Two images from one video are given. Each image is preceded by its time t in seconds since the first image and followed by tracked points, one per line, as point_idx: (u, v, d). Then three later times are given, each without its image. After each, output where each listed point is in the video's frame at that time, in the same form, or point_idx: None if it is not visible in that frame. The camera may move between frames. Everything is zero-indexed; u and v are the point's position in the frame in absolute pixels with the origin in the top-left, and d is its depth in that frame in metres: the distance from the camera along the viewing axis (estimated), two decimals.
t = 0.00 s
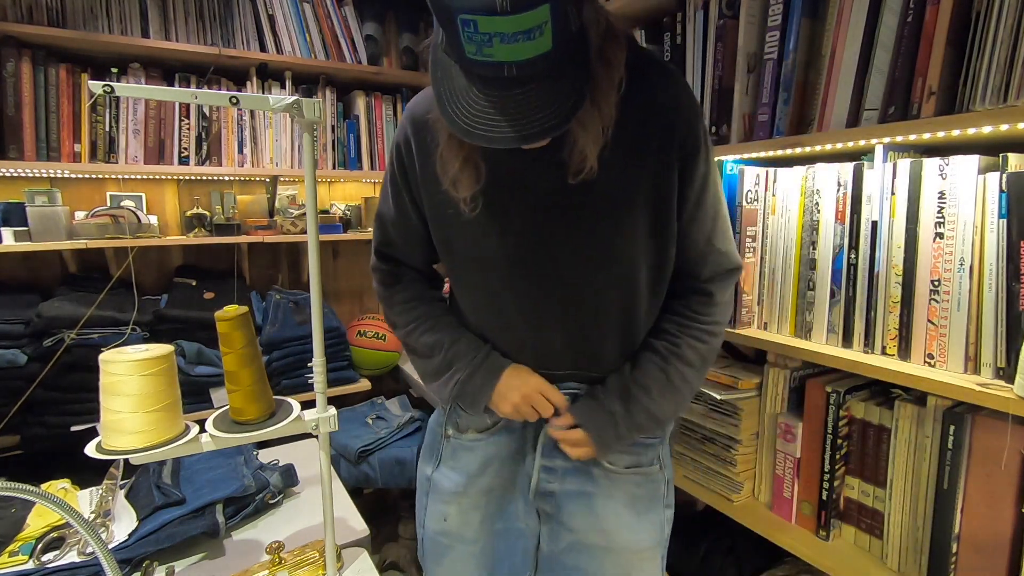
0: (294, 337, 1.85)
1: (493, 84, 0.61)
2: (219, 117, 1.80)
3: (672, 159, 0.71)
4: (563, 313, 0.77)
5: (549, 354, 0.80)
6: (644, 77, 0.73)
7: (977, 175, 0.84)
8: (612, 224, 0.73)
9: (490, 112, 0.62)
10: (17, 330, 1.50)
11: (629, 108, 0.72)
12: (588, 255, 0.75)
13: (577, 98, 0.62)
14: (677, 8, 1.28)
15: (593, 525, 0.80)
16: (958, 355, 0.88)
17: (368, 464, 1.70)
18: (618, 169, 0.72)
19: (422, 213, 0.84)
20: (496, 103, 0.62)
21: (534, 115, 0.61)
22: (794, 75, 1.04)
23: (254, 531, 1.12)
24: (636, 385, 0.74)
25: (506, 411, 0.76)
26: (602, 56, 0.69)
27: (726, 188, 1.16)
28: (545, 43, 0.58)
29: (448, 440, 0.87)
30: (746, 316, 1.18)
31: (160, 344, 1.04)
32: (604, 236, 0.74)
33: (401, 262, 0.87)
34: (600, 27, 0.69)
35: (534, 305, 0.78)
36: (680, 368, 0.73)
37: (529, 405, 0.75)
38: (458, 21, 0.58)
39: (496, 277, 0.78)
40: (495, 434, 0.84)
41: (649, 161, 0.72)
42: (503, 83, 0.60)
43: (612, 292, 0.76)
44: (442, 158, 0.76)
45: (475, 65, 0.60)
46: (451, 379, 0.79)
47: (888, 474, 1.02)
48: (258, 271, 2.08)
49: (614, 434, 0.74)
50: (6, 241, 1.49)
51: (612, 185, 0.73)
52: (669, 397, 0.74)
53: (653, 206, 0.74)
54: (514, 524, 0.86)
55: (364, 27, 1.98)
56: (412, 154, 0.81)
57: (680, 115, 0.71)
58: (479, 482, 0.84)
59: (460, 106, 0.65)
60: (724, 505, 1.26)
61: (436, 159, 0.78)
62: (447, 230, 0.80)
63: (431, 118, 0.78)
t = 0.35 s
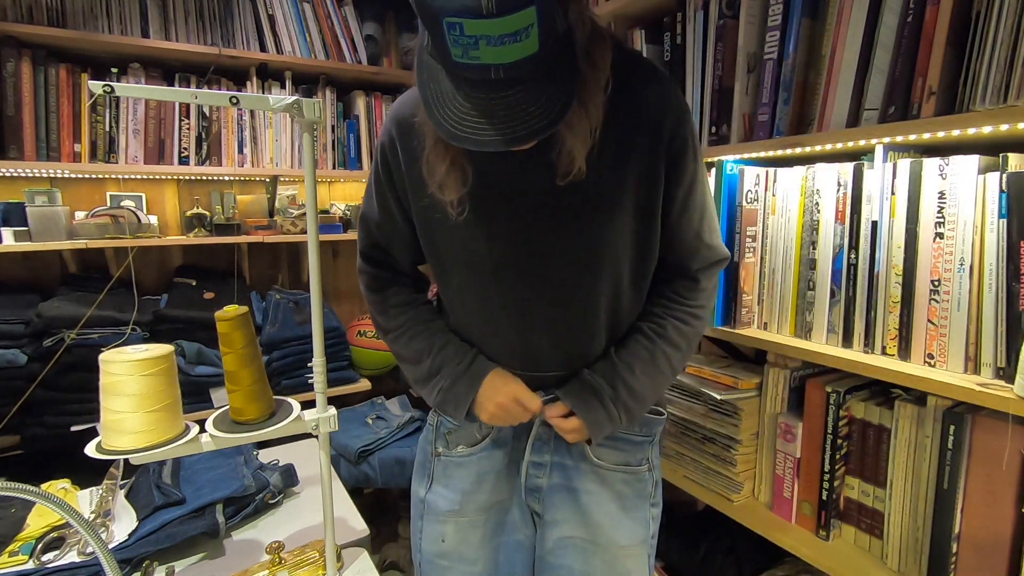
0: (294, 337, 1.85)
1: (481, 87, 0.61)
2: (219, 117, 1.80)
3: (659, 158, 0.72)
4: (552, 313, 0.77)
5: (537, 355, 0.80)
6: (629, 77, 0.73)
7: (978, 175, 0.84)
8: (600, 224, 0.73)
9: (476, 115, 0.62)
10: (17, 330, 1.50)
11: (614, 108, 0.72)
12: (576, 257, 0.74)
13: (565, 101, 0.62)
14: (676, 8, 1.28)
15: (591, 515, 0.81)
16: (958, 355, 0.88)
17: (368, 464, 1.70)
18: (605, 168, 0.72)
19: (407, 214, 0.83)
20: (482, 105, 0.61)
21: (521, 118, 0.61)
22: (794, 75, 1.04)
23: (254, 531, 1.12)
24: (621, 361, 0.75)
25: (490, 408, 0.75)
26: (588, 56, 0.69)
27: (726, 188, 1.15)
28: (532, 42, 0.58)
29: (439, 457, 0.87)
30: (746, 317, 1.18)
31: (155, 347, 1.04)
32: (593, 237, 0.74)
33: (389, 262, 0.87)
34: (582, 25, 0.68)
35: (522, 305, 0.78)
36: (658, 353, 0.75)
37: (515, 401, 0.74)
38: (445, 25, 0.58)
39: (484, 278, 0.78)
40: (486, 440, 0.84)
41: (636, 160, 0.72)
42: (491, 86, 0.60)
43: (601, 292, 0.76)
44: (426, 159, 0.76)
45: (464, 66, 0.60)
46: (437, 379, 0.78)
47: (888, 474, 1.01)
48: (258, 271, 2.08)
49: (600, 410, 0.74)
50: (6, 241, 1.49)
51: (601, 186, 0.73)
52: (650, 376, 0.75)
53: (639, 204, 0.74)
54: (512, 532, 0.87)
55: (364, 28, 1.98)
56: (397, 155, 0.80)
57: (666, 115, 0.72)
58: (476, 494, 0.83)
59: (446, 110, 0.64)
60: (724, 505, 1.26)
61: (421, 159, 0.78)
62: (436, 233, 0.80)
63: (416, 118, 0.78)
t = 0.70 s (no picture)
0: (293, 337, 1.85)
1: (469, 82, 0.60)
2: (219, 117, 1.80)
3: (648, 157, 0.72)
4: (543, 313, 0.77)
5: (529, 355, 0.80)
6: (617, 76, 0.73)
7: (978, 174, 0.84)
8: (590, 224, 0.73)
9: (464, 111, 0.61)
10: (17, 329, 1.50)
11: (605, 105, 0.72)
12: (566, 257, 0.75)
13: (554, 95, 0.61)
14: (676, 8, 1.28)
15: (589, 525, 0.81)
16: (958, 355, 0.88)
17: (368, 464, 1.70)
18: (596, 167, 0.72)
19: (399, 215, 0.83)
20: (470, 101, 0.61)
21: (509, 114, 0.60)
22: (794, 75, 1.04)
23: (254, 531, 1.12)
24: (615, 364, 0.74)
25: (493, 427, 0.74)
26: (577, 53, 0.68)
27: (726, 189, 1.15)
28: (517, 37, 0.58)
29: (440, 456, 0.87)
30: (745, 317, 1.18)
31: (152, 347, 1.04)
32: (583, 237, 0.74)
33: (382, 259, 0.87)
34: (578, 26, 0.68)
35: (513, 305, 0.78)
36: (654, 349, 0.75)
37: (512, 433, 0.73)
38: (429, 20, 0.57)
39: (475, 277, 0.78)
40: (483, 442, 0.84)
41: (626, 158, 0.72)
42: (478, 81, 0.60)
43: (592, 290, 0.76)
44: (416, 158, 0.75)
45: (449, 61, 0.59)
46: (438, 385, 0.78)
47: (888, 474, 1.01)
48: (258, 271, 2.08)
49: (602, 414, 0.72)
50: (6, 241, 1.49)
51: (591, 185, 0.73)
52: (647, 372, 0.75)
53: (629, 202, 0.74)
54: (511, 535, 0.86)
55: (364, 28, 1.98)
56: (389, 155, 0.80)
57: (655, 113, 0.71)
58: (473, 495, 0.83)
59: (435, 106, 0.64)
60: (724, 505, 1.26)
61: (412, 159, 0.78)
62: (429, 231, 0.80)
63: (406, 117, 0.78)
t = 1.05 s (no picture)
0: (293, 336, 1.85)
1: (462, 80, 0.60)
2: (219, 117, 1.80)
3: (647, 158, 0.69)
4: (540, 315, 0.76)
5: (524, 358, 0.79)
6: (615, 74, 0.71)
7: (978, 174, 0.84)
8: (587, 225, 0.72)
9: (458, 109, 0.61)
10: (17, 329, 1.50)
11: (601, 104, 0.70)
12: (562, 258, 0.74)
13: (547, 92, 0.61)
14: (676, 8, 1.28)
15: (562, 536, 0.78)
16: (958, 355, 0.88)
17: (368, 464, 1.70)
18: (593, 168, 0.71)
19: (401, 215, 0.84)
20: (464, 98, 0.60)
21: (502, 110, 0.60)
22: (794, 75, 1.04)
23: (254, 531, 1.12)
24: (663, 439, 0.68)
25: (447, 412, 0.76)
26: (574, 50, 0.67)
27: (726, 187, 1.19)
28: (509, 33, 0.58)
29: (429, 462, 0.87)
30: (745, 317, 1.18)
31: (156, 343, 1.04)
32: (580, 239, 0.72)
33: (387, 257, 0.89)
34: (577, 24, 0.68)
35: (510, 306, 0.77)
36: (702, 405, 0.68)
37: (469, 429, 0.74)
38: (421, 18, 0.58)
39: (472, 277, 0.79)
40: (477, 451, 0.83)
41: (623, 157, 0.70)
42: (471, 78, 0.60)
43: (590, 293, 0.74)
44: (412, 155, 0.77)
45: (442, 59, 0.60)
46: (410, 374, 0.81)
47: (888, 474, 1.01)
48: (258, 271, 2.08)
49: (642, 486, 0.69)
50: (6, 241, 1.49)
51: (588, 186, 0.71)
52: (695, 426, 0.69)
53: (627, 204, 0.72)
54: (494, 549, 0.84)
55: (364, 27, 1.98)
56: (390, 153, 0.81)
57: (653, 113, 0.68)
58: (454, 503, 0.83)
59: (429, 104, 0.64)
60: (724, 505, 1.26)
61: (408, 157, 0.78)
62: (428, 229, 0.81)
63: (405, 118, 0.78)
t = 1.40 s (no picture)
0: (293, 336, 1.85)
1: (454, 79, 0.60)
2: (219, 117, 1.79)
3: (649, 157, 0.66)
4: (540, 316, 0.75)
5: (522, 356, 0.78)
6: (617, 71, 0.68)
7: (978, 174, 0.84)
8: (586, 226, 0.70)
9: (451, 109, 0.61)
10: (17, 329, 1.50)
11: (601, 104, 0.68)
12: (561, 258, 0.72)
13: (540, 90, 0.60)
14: (676, 8, 1.28)
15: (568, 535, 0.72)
16: (958, 355, 0.88)
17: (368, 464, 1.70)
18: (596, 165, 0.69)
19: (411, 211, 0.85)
20: (457, 98, 0.60)
21: (494, 109, 0.59)
22: (794, 75, 1.04)
23: (254, 531, 1.12)
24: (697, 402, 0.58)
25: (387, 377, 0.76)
26: (574, 49, 0.65)
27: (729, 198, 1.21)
28: (498, 35, 0.57)
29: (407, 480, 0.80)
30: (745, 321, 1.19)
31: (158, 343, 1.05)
32: (579, 239, 0.71)
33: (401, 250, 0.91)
34: (578, 23, 0.67)
35: (511, 305, 0.76)
36: (740, 368, 0.59)
37: (383, 402, 0.75)
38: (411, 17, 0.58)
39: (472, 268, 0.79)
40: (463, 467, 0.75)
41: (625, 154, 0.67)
42: (463, 77, 0.59)
43: (591, 295, 0.72)
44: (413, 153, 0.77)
45: (433, 57, 0.60)
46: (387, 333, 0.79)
47: (888, 474, 1.01)
48: (258, 271, 2.08)
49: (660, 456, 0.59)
50: (6, 241, 1.49)
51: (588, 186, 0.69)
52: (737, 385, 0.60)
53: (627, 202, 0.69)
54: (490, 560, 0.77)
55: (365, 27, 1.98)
56: (399, 150, 0.82)
57: (658, 107, 0.65)
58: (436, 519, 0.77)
59: (422, 104, 0.64)
60: (724, 504, 1.26)
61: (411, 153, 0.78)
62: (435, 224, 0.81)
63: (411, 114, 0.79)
